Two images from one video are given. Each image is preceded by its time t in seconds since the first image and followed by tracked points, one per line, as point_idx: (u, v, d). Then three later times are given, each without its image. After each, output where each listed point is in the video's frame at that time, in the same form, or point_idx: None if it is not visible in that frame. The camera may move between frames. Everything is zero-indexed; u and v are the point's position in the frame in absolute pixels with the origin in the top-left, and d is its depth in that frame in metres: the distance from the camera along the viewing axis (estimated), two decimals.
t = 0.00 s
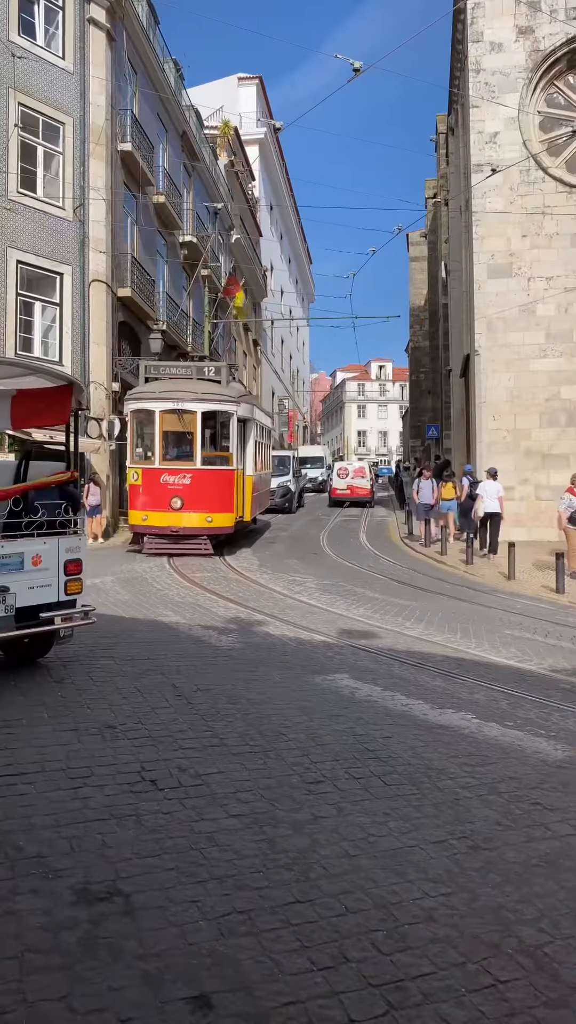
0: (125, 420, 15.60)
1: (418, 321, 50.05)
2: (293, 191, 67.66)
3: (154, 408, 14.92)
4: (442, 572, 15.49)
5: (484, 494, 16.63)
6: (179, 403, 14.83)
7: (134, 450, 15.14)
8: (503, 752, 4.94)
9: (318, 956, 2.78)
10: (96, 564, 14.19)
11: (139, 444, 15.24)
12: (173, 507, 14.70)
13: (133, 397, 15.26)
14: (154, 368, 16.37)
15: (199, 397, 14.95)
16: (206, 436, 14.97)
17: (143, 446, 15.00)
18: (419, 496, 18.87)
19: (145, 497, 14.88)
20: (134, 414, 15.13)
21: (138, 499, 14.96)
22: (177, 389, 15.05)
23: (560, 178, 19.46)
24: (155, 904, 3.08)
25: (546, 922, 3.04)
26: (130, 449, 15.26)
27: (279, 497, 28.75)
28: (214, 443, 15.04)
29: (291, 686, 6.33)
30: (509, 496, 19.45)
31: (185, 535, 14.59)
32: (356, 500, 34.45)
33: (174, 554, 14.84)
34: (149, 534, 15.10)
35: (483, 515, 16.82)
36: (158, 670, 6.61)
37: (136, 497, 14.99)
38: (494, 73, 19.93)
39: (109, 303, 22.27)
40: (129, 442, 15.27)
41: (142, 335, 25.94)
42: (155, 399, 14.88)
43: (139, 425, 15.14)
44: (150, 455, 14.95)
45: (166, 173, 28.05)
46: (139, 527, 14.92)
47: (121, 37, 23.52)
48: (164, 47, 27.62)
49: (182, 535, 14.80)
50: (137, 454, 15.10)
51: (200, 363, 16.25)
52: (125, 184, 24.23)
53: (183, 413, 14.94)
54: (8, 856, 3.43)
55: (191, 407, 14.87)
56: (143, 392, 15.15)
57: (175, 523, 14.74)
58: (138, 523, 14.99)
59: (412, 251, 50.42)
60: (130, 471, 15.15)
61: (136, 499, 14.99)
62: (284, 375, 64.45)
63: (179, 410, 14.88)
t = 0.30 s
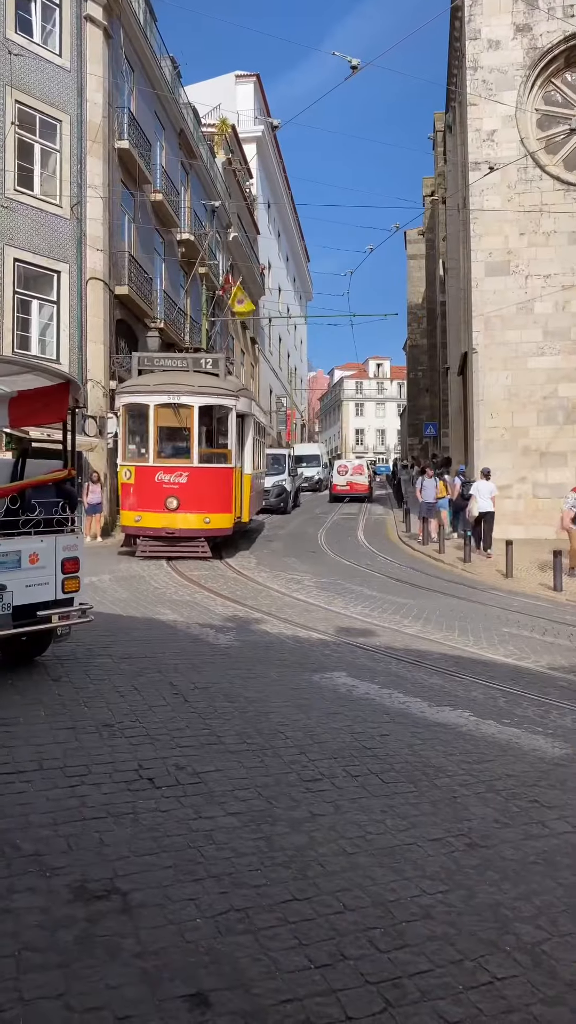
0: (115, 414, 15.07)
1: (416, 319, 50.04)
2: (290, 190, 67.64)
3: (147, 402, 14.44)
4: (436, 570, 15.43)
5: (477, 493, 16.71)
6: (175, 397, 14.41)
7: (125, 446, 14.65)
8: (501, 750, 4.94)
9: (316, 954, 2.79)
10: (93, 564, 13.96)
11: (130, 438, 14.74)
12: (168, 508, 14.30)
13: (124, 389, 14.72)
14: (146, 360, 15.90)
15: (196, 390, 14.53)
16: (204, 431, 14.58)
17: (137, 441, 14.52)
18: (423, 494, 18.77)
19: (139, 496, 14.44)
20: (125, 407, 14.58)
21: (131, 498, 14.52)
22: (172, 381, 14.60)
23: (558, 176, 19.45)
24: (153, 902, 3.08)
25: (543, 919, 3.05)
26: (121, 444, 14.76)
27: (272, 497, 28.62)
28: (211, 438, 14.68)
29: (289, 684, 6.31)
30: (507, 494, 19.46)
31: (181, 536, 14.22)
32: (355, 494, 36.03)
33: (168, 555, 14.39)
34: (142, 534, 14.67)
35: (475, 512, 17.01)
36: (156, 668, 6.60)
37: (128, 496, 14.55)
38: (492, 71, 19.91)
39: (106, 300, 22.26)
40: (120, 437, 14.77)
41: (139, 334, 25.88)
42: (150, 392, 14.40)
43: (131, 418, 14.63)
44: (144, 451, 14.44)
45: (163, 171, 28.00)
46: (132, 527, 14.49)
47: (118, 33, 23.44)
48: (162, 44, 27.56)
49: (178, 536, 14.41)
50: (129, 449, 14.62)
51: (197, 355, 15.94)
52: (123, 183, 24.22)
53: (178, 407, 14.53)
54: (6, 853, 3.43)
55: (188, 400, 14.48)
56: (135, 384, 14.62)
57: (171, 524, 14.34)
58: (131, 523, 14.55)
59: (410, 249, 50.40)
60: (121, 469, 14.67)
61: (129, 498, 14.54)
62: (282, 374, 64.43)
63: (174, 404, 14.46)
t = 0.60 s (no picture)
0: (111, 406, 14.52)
1: (414, 317, 50.07)
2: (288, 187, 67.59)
3: (148, 396, 13.92)
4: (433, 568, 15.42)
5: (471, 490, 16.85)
6: (177, 392, 13.87)
7: (124, 441, 14.14)
8: (499, 747, 4.95)
9: (314, 952, 2.78)
10: (92, 564, 13.74)
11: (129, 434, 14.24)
12: (170, 508, 13.80)
13: (123, 382, 14.16)
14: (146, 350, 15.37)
15: (198, 384, 14.03)
16: (207, 427, 14.12)
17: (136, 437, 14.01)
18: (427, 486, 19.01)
19: (139, 497, 13.94)
20: (123, 402, 14.10)
21: (131, 499, 14.02)
22: (173, 375, 14.07)
23: (556, 174, 19.42)
24: (151, 900, 3.08)
25: (540, 917, 3.05)
26: (119, 440, 14.26)
27: (267, 497, 28.52)
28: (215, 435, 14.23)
29: (288, 682, 6.31)
30: (505, 491, 19.48)
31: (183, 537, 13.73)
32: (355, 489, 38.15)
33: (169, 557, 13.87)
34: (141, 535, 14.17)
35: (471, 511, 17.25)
36: (153, 667, 6.59)
37: (127, 496, 14.05)
38: (490, 68, 19.89)
39: (104, 298, 22.24)
40: (118, 432, 14.24)
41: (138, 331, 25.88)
42: (150, 386, 13.87)
43: (130, 413, 14.13)
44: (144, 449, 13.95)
45: (161, 168, 27.96)
46: (131, 528, 13.95)
47: (116, 31, 23.41)
48: (159, 41, 27.52)
49: (179, 537, 13.92)
50: (129, 445, 14.12)
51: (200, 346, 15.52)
52: (121, 180, 24.21)
53: (181, 402, 14.03)
54: (4, 852, 3.43)
55: (190, 394, 13.96)
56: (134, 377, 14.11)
57: (172, 525, 13.84)
58: (131, 525, 14.01)
59: (408, 247, 50.41)
60: (118, 468, 14.18)
61: (129, 498, 14.04)
62: (280, 372, 64.42)
63: (175, 399, 13.95)
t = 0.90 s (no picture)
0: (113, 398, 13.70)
1: (413, 316, 50.09)
2: (287, 186, 67.57)
3: (154, 389, 13.11)
4: (431, 567, 15.40)
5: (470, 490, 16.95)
6: (185, 385, 13.08)
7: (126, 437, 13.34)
8: (497, 746, 4.95)
9: (313, 950, 2.78)
10: (90, 564, 13.53)
11: (132, 429, 13.46)
12: (177, 510, 12.98)
13: (128, 373, 13.37)
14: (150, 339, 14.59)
15: (208, 378, 13.25)
16: (217, 424, 13.38)
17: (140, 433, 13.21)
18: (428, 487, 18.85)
19: (143, 497, 13.09)
20: (126, 395, 13.36)
21: (134, 500, 13.15)
22: (181, 367, 13.28)
23: (554, 172, 19.41)
24: (150, 898, 3.08)
25: (540, 915, 3.05)
26: (121, 434, 13.46)
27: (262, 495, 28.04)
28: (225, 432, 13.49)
29: (287, 681, 6.31)
30: (504, 490, 19.47)
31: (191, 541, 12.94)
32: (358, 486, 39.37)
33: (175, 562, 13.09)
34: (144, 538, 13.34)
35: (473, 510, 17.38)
36: (151, 665, 6.58)
37: (130, 497, 13.19)
38: (489, 66, 19.89)
39: (102, 296, 22.23)
40: (120, 426, 13.44)
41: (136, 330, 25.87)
42: (157, 379, 13.07)
43: (133, 407, 13.33)
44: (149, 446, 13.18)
45: (160, 166, 27.90)
46: (135, 531, 13.11)
47: (114, 29, 23.37)
48: (158, 39, 27.49)
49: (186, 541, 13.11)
50: (132, 441, 13.34)
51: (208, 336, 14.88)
52: (119, 178, 24.18)
53: (188, 396, 13.24)
54: (3, 851, 3.42)
55: (199, 389, 13.18)
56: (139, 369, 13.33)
57: (179, 527, 13.03)
58: (134, 528, 13.15)
59: (407, 245, 50.40)
60: (120, 466, 13.35)
61: (131, 499, 13.18)
62: (279, 371, 64.39)
63: (183, 392, 13.15)
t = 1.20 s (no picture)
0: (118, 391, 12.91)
1: (411, 314, 50.11)
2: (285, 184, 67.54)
3: (164, 382, 12.36)
4: (431, 565, 15.35)
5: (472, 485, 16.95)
6: (197, 378, 12.38)
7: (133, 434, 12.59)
8: (495, 744, 4.95)
9: (312, 949, 2.78)
10: (88, 564, 13.39)
11: (138, 424, 12.71)
12: (188, 512, 12.29)
13: (134, 365, 12.60)
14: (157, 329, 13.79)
15: (221, 370, 12.56)
16: (231, 419, 12.69)
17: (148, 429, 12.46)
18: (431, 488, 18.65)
19: (152, 499, 12.38)
20: (131, 388, 12.61)
21: (142, 501, 12.43)
22: (192, 358, 12.55)
23: (552, 170, 19.40)
24: (150, 897, 3.08)
25: (539, 912, 3.05)
26: (127, 431, 12.70)
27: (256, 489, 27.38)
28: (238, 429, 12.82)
29: (285, 680, 6.30)
30: (503, 488, 19.47)
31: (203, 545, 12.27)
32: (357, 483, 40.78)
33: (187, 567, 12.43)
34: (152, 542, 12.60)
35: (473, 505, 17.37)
36: (150, 665, 6.57)
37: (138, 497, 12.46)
38: (487, 65, 19.89)
39: (100, 295, 22.19)
40: (126, 421, 12.67)
41: (134, 328, 25.86)
42: (167, 371, 12.32)
43: (141, 401, 12.57)
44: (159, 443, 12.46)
45: (158, 165, 27.87)
46: (143, 535, 12.38)
47: (111, 27, 23.34)
48: (155, 37, 27.46)
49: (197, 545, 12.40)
50: (138, 438, 12.59)
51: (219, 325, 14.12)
52: (117, 176, 24.13)
53: (201, 390, 12.53)
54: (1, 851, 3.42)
55: (212, 382, 12.48)
56: (146, 360, 12.58)
57: (190, 530, 12.33)
58: (143, 531, 12.42)
59: (405, 244, 50.42)
60: (125, 465, 12.65)
61: (139, 501, 12.45)
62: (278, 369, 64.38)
63: (195, 386, 12.43)
